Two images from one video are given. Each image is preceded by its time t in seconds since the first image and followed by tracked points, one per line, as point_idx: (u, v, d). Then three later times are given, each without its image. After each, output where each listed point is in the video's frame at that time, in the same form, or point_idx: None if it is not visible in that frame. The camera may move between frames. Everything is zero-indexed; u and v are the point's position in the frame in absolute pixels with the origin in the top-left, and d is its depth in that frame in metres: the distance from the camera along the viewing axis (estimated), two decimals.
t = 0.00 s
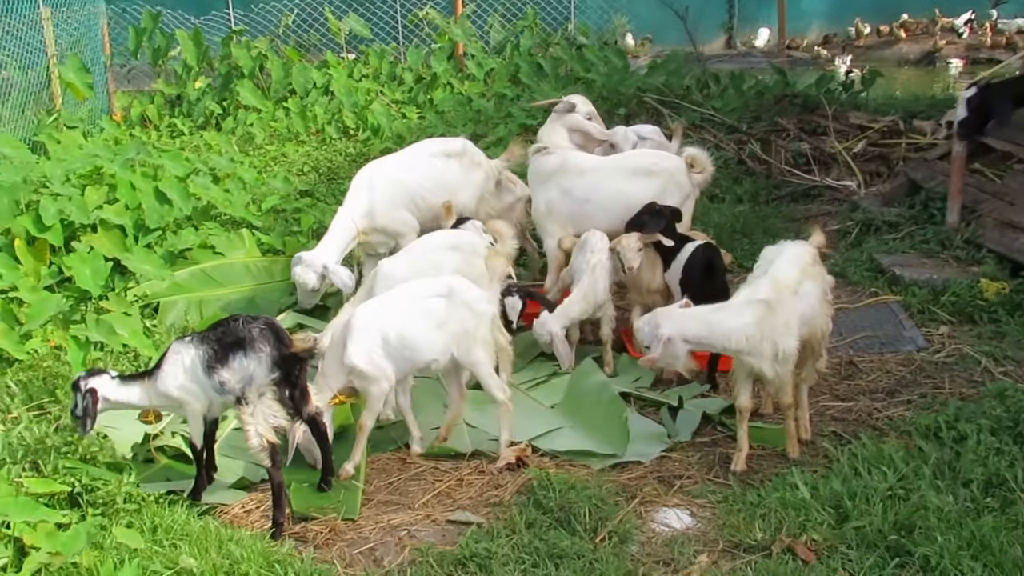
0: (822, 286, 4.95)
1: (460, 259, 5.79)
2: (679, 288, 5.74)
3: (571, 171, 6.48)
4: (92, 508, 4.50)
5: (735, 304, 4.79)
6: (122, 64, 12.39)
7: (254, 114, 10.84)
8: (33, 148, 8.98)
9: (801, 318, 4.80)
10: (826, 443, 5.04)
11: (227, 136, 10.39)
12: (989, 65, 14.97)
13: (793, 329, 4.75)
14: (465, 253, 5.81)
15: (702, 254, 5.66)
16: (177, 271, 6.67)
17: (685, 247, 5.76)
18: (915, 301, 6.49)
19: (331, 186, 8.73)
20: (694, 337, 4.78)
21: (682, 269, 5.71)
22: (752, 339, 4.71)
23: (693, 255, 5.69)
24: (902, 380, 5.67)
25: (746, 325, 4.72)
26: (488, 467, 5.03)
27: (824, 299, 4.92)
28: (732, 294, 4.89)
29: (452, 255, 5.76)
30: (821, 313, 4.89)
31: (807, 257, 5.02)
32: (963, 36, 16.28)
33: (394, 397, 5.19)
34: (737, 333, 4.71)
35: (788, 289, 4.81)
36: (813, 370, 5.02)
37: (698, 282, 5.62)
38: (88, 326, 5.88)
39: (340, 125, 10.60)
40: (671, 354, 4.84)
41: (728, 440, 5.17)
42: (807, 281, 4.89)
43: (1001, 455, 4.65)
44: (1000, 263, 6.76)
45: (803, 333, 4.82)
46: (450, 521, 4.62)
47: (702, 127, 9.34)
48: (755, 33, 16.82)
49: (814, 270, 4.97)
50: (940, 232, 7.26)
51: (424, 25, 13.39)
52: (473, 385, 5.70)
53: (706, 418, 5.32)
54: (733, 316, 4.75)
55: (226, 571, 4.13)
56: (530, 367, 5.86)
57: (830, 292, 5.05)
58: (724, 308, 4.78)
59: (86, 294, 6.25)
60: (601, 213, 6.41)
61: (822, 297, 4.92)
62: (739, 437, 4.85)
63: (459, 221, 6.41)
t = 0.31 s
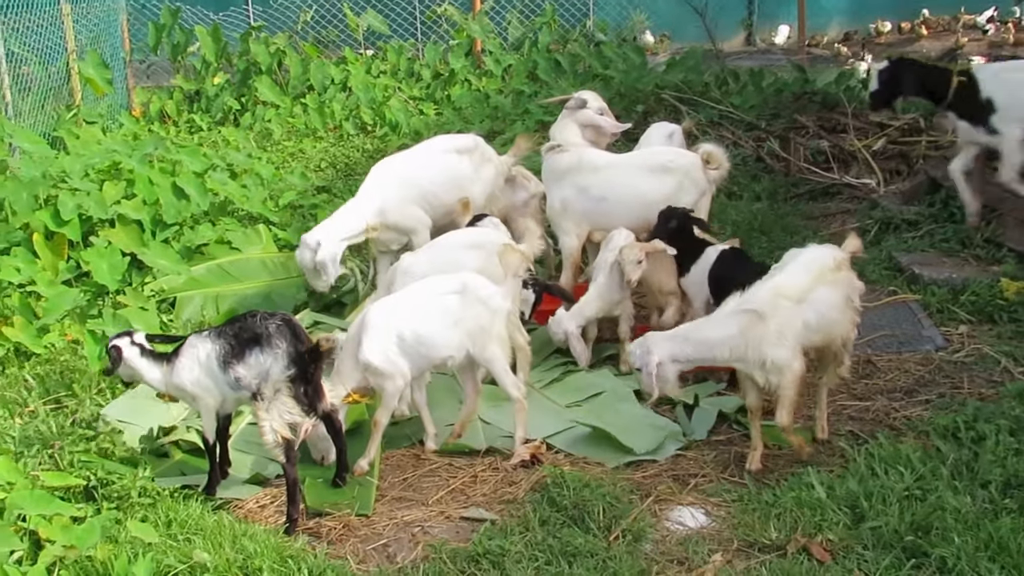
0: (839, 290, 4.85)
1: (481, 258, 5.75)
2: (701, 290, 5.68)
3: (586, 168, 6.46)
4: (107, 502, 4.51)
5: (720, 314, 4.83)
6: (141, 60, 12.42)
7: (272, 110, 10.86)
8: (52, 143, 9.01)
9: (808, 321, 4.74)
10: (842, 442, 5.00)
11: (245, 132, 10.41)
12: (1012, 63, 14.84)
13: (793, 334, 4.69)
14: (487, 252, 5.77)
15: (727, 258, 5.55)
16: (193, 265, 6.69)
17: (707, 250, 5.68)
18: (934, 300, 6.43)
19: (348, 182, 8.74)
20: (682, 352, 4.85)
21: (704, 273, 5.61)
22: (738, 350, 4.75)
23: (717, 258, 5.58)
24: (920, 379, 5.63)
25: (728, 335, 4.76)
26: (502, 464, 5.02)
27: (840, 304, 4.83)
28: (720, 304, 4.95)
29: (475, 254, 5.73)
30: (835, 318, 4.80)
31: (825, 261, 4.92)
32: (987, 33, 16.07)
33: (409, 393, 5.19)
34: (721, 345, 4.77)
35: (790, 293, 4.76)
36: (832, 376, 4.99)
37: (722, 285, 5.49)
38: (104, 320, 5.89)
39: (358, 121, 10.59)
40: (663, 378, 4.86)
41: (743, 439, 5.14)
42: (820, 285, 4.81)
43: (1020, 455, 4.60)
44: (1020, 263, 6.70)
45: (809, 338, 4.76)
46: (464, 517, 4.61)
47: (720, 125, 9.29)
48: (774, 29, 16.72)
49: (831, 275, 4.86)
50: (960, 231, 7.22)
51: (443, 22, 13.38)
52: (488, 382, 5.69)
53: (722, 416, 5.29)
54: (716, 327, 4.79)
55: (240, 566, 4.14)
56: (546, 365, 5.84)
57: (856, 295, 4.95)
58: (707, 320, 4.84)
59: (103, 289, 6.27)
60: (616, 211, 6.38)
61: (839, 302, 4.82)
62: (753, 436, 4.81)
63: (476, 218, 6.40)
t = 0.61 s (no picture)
0: (839, 293, 4.67)
1: (499, 252, 5.71)
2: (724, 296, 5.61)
3: (601, 161, 6.47)
4: (121, 493, 4.53)
5: (700, 310, 4.88)
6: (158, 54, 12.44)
7: (288, 103, 10.88)
8: (69, 137, 9.05)
9: (792, 322, 4.63)
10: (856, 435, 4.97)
11: (262, 126, 10.44)
12: None
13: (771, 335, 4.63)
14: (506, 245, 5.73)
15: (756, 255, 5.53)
16: (209, 259, 6.71)
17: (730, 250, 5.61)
18: (951, 294, 6.39)
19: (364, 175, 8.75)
20: (667, 355, 4.91)
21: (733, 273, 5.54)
22: (717, 347, 4.82)
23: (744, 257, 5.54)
24: (936, 373, 5.59)
25: (704, 333, 4.83)
26: (515, 457, 5.01)
27: (839, 308, 4.65)
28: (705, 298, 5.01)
29: (492, 247, 5.70)
30: (831, 321, 4.64)
31: (831, 262, 4.74)
32: (1007, 25, 16.11)
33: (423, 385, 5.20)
34: (699, 344, 4.84)
35: (773, 293, 4.66)
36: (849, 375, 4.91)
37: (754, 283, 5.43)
38: (120, 313, 5.90)
39: (373, 115, 10.60)
40: (652, 385, 4.88)
41: (755, 433, 5.11)
42: (816, 286, 4.66)
43: None
44: None
45: (797, 339, 4.66)
46: (477, 510, 4.61)
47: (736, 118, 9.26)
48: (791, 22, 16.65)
49: (837, 277, 4.70)
50: (977, 225, 7.19)
51: (458, 15, 13.37)
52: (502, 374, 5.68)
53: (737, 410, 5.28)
54: (692, 326, 4.86)
55: (254, 557, 4.15)
56: (560, 358, 5.84)
57: (869, 296, 4.78)
58: (685, 319, 4.91)
59: (119, 281, 6.29)
60: (629, 204, 6.36)
61: (838, 305, 4.65)
62: (728, 444, 4.78)
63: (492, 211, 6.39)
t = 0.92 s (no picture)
0: (811, 287, 4.60)
1: (507, 246, 5.71)
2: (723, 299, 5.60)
3: (609, 156, 6.46)
4: (131, 489, 4.56)
5: (676, 325, 4.90)
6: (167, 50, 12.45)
7: (296, 99, 10.89)
8: (79, 133, 9.08)
9: (761, 315, 4.61)
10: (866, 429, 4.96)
11: (270, 121, 10.45)
12: None
13: (743, 328, 4.62)
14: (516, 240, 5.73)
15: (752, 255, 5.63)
16: (218, 255, 6.73)
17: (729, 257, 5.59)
18: (961, 287, 6.37)
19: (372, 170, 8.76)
20: (658, 378, 4.89)
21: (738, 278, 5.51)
22: (700, 355, 4.83)
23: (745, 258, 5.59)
24: (946, 367, 5.58)
25: (683, 346, 4.84)
26: (524, 452, 5.02)
27: (812, 301, 4.58)
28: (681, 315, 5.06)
29: (500, 241, 5.71)
30: (805, 315, 4.58)
31: (803, 258, 4.66)
32: (1018, 17, 16.05)
33: (431, 381, 5.20)
34: (682, 355, 4.84)
35: (741, 290, 4.65)
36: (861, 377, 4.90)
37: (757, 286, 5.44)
38: (130, 309, 5.92)
39: (382, 110, 10.60)
40: (649, 413, 4.88)
41: (763, 428, 5.11)
42: (786, 281, 4.60)
43: None
44: None
45: (778, 334, 4.64)
46: (485, 505, 4.62)
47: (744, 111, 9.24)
48: (800, 15, 16.59)
49: (809, 273, 4.61)
50: (987, 217, 7.17)
51: (467, 9, 13.37)
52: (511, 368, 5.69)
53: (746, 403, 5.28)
54: (671, 343, 4.87)
55: (264, 552, 4.17)
56: (569, 352, 5.85)
57: (858, 296, 4.69)
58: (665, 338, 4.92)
59: (129, 278, 6.31)
60: (640, 197, 6.36)
61: (811, 299, 4.58)
62: (735, 438, 4.76)
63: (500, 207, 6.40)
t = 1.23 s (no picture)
0: (805, 282, 4.52)
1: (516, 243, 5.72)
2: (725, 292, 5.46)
3: (618, 151, 6.46)
4: (143, 485, 4.57)
5: (680, 328, 4.92)
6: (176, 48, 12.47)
7: (306, 96, 10.91)
8: (89, 131, 9.10)
9: (758, 311, 4.59)
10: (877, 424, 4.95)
11: (280, 118, 10.46)
12: None
13: (742, 325, 4.61)
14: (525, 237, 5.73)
15: (749, 251, 5.45)
16: (228, 252, 6.75)
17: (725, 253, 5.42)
18: (972, 282, 6.35)
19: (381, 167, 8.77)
20: (669, 383, 4.90)
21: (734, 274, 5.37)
22: (705, 356, 4.83)
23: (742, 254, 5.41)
24: (957, 362, 5.57)
25: (689, 348, 4.85)
26: (534, 447, 5.02)
27: (806, 297, 4.52)
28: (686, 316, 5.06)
29: (509, 238, 5.72)
30: (799, 312, 4.52)
31: (796, 252, 4.57)
32: None
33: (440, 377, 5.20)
34: (688, 357, 4.85)
35: (735, 287, 4.61)
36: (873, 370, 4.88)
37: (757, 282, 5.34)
38: (140, 306, 5.94)
39: (391, 107, 10.61)
40: (665, 420, 4.88)
41: (774, 423, 5.11)
42: (779, 277, 4.55)
43: None
44: None
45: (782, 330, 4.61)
46: (496, 500, 4.62)
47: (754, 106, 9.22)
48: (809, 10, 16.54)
49: (806, 269, 4.53)
50: (998, 212, 7.15)
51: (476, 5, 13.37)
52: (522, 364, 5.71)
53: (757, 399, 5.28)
54: (677, 345, 4.88)
55: (275, 548, 4.18)
56: (580, 347, 5.85)
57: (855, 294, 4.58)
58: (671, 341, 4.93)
59: (140, 274, 6.33)
60: (650, 193, 6.36)
61: (804, 295, 4.52)
62: (745, 432, 4.75)
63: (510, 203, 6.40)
